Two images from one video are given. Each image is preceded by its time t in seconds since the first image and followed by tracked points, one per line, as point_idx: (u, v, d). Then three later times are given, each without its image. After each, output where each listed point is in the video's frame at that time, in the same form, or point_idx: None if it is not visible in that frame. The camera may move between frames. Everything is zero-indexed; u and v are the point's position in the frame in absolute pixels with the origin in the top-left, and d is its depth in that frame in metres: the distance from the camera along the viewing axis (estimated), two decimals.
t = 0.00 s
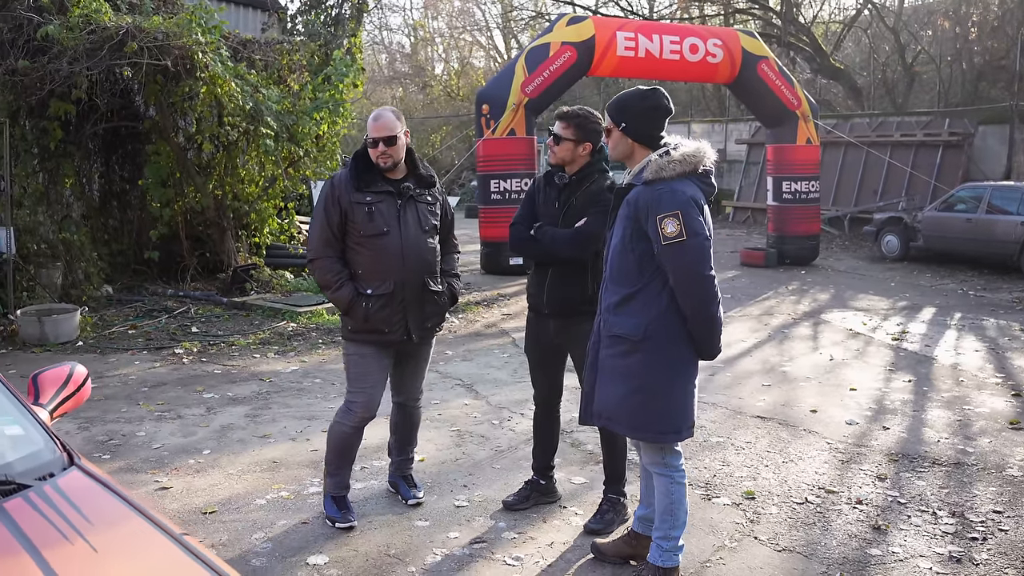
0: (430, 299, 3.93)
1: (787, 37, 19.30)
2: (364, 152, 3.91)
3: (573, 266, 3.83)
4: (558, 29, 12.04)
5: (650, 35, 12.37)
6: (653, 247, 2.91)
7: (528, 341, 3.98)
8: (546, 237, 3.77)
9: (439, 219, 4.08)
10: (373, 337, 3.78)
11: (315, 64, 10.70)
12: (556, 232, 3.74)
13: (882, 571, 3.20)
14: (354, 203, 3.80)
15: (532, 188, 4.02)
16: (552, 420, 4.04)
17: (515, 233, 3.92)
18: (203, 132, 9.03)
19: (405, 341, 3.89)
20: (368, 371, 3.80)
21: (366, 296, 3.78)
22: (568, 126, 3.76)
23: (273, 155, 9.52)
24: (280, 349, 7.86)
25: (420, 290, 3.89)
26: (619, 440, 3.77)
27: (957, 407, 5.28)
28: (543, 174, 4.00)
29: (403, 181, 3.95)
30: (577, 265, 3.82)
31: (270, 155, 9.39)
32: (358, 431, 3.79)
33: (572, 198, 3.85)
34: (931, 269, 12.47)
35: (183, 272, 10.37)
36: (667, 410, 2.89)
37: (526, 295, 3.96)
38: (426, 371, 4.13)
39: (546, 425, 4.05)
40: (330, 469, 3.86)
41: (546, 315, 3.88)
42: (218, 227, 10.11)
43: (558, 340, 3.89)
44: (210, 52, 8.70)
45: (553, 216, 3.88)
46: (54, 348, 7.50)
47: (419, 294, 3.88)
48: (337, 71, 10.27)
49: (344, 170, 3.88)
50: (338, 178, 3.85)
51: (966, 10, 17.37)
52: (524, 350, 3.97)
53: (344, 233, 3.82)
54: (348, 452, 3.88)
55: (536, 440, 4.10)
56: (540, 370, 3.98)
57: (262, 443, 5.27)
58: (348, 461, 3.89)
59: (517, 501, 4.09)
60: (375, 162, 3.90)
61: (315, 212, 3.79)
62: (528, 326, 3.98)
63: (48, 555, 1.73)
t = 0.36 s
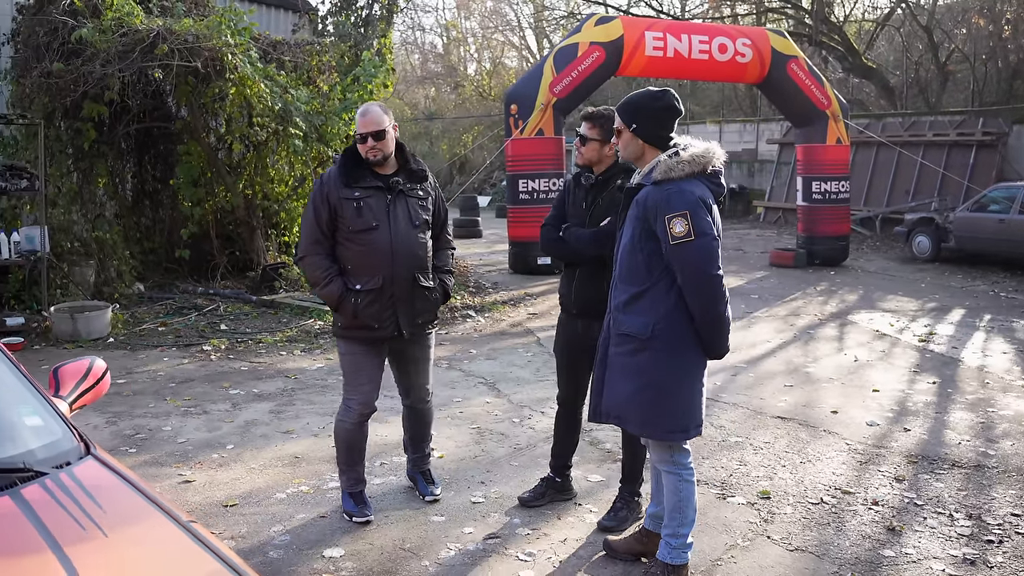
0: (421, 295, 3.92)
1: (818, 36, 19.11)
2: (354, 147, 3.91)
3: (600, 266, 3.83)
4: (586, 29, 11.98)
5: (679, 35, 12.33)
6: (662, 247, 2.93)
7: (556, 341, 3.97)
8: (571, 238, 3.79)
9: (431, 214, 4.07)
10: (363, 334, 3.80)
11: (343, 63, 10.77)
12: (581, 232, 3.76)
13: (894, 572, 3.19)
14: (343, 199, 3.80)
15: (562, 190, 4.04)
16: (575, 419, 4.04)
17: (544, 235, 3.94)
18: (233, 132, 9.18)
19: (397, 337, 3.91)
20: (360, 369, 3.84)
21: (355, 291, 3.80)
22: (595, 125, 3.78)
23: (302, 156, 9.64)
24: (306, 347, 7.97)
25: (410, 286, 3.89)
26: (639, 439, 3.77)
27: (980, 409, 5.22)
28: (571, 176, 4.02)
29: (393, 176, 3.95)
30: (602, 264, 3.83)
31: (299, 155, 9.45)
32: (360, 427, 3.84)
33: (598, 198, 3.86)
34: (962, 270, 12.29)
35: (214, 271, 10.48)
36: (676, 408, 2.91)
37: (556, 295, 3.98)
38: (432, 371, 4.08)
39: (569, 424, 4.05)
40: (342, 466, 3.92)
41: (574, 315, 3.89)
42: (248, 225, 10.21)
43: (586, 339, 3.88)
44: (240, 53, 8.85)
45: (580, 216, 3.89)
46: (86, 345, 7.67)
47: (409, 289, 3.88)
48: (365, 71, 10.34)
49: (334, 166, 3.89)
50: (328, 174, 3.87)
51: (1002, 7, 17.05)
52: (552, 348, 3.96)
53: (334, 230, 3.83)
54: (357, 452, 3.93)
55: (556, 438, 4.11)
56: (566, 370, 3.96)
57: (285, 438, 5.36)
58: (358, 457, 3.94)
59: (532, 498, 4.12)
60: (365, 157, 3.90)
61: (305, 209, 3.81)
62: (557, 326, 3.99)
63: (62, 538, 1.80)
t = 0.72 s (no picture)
0: (417, 294, 3.95)
1: (841, 36, 18.99)
2: (349, 148, 3.97)
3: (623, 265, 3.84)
4: (606, 30, 12.00)
5: (700, 36, 12.33)
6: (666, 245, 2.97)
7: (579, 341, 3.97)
8: (593, 239, 3.80)
9: (427, 211, 4.08)
10: (361, 333, 3.86)
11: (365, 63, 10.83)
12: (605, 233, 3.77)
13: (898, 570, 3.21)
14: (336, 201, 3.86)
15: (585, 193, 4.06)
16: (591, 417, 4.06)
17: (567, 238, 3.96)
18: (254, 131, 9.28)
19: (395, 337, 3.94)
20: (360, 366, 3.90)
21: (350, 292, 3.85)
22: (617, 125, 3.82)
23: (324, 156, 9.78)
24: (325, 344, 8.06)
25: (405, 285, 3.92)
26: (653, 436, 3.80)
27: (995, 410, 5.20)
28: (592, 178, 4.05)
29: (388, 175, 3.98)
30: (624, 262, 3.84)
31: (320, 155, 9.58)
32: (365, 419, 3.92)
33: (621, 199, 3.87)
34: (984, 272, 12.18)
35: (236, 268, 10.63)
36: (677, 404, 2.95)
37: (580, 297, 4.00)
38: (435, 370, 4.08)
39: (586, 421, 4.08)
40: (353, 459, 4.00)
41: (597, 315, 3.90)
42: (269, 223, 10.39)
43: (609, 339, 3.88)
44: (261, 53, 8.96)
45: (603, 217, 3.89)
46: (109, 340, 7.82)
47: (404, 288, 3.91)
48: (387, 71, 10.41)
49: (329, 168, 3.95)
50: (322, 176, 3.93)
51: None
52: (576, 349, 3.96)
53: (329, 232, 3.90)
54: (366, 445, 4.00)
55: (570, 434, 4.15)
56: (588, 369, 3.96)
57: (301, 432, 5.45)
58: (367, 451, 4.02)
59: (543, 492, 4.17)
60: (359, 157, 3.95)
61: (300, 213, 3.89)
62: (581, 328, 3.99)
63: (75, 519, 1.87)
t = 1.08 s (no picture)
0: (441, 293, 4.04)
1: (864, 36, 18.87)
2: (371, 148, 4.00)
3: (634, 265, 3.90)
4: (627, 30, 12.01)
5: (720, 36, 12.31)
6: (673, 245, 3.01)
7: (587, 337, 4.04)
8: (606, 237, 3.86)
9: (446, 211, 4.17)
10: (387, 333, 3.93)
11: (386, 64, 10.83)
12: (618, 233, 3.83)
13: (906, 569, 3.23)
14: (362, 202, 3.90)
15: (599, 190, 4.11)
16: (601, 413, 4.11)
17: (580, 234, 4.03)
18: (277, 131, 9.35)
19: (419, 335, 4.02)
20: (381, 364, 3.97)
21: (378, 293, 3.91)
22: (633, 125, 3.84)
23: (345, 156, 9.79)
24: (344, 342, 8.16)
25: (431, 284, 4.00)
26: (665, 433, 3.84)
27: (1011, 412, 5.18)
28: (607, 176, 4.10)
29: (409, 176, 4.04)
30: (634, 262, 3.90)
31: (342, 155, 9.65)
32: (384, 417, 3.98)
33: (632, 200, 3.92)
34: (1007, 273, 12.07)
35: (258, 267, 10.76)
36: (682, 402, 3.00)
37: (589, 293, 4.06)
38: (455, 364, 4.17)
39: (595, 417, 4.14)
40: (369, 455, 4.06)
41: (603, 313, 3.96)
42: (292, 222, 10.49)
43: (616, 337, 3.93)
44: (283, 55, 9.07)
45: (615, 216, 3.95)
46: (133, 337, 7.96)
47: (430, 287, 4.00)
48: (409, 72, 10.44)
49: (351, 168, 3.98)
50: (345, 176, 3.96)
51: None
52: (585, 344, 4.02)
53: (354, 232, 3.94)
54: (383, 441, 4.07)
55: (582, 430, 4.20)
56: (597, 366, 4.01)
57: (320, 428, 5.53)
58: (384, 447, 4.08)
59: (555, 488, 4.22)
60: (382, 157, 3.99)
61: (324, 213, 3.91)
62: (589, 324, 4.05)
63: (95, 505, 1.95)
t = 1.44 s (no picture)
0: (485, 288, 4.12)
1: (886, 36, 18.76)
2: (415, 148, 4.06)
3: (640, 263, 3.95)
4: (647, 31, 12.02)
5: (740, 37, 12.30)
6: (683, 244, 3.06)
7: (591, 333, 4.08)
8: (614, 235, 3.91)
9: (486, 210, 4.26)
10: (435, 327, 3.99)
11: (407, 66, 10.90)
12: (627, 231, 3.87)
13: (916, 567, 3.26)
14: (408, 201, 3.97)
15: (608, 188, 4.17)
16: (612, 411, 4.16)
17: (587, 230, 4.07)
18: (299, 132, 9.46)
19: (463, 329, 4.10)
20: (419, 361, 4.02)
21: (426, 288, 3.97)
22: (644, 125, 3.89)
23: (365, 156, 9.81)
24: (364, 340, 8.25)
25: (475, 280, 4.08)
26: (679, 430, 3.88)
27: None
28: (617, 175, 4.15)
29: (452, 175, 4.12)
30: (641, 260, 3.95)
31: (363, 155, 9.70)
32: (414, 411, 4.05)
33: (641, 199, 3.98)
34: None
35: (280, 266, 10.89)
36: (694, 399, 3.04)
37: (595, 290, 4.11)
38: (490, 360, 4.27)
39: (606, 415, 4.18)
40: (392, 448, 4.13)
41: (609, 308, 4.00)
42: (313, 222, 10.66)
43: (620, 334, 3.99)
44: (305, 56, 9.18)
45: (624, 215, 4.01)
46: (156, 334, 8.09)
47: (475, 283, 4.08)
48: (429, 74, 10.38)
49: (395, 168, 4.04)
50: (390, 176, 4.02)
51: None
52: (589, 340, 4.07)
53: (400, 230, 4.01)
54: (408, 435, 4.13)
55: (595, 427, 4.25)
56: (603, 363, 4.06)
57: (339, 424, 5.62)
58: (408, 440, 4.15)
59: (570, 484, 4.27)
60: (427, 157, 4.06)
61: (370, 211, 3.97)
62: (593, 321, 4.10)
63: (118, 492, 2.03)
